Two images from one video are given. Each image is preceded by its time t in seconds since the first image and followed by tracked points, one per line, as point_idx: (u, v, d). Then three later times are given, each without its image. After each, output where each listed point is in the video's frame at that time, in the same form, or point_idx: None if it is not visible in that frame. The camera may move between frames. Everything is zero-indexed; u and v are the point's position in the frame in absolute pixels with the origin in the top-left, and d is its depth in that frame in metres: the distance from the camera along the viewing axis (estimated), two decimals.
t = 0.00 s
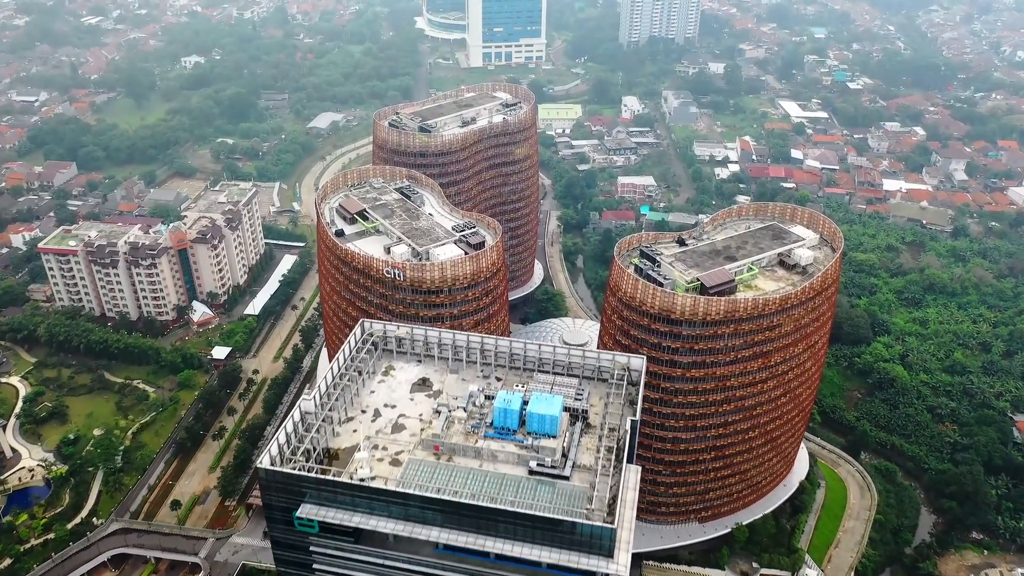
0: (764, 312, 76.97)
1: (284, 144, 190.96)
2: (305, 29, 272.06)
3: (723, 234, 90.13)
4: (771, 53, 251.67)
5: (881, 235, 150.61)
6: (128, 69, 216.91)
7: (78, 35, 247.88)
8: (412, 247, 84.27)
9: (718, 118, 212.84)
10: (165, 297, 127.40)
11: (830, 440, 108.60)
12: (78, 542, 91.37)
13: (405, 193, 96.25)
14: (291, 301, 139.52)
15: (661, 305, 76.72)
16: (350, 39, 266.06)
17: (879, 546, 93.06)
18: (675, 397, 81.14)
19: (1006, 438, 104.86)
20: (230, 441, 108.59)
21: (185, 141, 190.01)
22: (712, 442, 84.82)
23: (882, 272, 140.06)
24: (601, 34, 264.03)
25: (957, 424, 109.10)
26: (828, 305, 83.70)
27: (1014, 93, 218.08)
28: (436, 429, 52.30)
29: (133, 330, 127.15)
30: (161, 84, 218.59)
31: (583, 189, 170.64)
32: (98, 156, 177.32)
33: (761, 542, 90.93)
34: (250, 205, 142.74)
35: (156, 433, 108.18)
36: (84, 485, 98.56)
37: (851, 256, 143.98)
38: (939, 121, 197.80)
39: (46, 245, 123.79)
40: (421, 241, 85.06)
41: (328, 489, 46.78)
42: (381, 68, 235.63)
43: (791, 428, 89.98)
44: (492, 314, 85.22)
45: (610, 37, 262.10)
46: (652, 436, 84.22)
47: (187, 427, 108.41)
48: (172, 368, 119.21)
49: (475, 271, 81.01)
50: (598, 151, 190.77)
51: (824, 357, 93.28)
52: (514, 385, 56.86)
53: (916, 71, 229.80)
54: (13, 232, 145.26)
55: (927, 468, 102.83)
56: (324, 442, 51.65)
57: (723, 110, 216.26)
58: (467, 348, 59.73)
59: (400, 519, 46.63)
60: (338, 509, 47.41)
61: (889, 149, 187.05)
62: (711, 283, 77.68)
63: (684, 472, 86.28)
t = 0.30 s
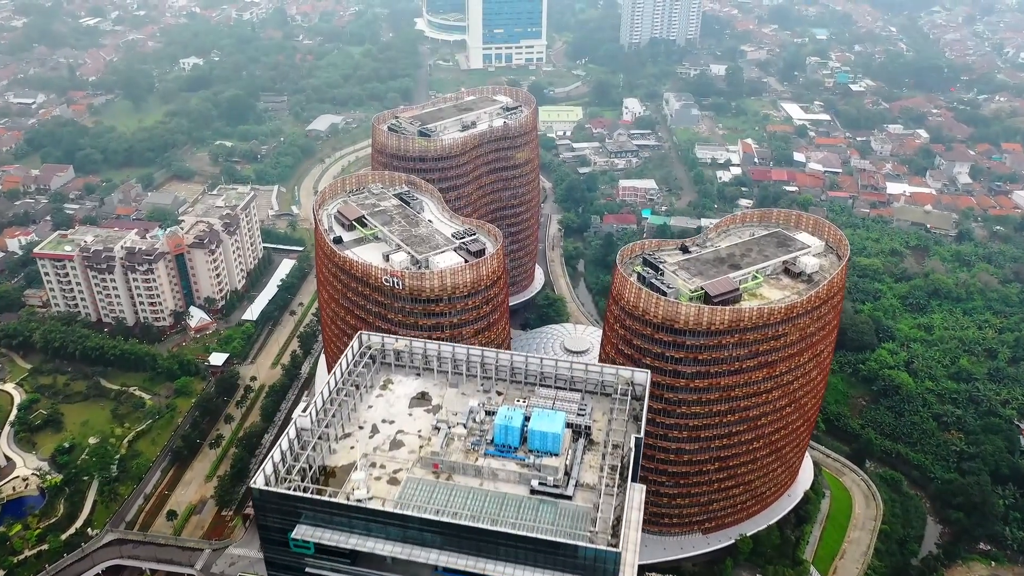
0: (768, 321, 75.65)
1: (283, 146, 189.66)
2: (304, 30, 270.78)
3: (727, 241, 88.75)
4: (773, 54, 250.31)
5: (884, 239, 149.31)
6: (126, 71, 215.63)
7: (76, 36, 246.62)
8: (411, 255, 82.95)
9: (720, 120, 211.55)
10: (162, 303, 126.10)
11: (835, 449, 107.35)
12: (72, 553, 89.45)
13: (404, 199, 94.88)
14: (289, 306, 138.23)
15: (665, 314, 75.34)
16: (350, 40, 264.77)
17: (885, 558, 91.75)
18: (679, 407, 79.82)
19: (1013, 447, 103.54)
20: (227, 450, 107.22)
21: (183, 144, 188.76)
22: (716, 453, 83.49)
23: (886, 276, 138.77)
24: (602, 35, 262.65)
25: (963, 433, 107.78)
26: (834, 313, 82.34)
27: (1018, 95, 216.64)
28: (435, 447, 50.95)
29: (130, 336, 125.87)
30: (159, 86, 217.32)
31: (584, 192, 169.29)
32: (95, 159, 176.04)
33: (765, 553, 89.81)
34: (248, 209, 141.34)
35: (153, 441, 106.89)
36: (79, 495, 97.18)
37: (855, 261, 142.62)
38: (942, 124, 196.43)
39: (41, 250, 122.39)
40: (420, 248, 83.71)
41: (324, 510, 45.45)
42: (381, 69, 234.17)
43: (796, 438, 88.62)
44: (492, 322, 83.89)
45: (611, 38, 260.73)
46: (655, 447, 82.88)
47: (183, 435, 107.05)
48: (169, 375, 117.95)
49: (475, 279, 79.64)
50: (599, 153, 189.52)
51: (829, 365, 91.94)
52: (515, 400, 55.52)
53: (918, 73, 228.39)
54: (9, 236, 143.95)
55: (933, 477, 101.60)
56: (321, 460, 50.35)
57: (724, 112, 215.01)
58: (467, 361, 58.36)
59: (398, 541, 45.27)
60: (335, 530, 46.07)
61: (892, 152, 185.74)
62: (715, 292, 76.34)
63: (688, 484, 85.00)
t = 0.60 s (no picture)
0: (774, 331, 74.32)
1: (281, 149, 188.33)
2: (304, 31, 269.61)
3: (731, 248, 87.41)
4: (774, 56, 249.04)
5: (888, 244, 148.00)
6: (124, 72, 214.34)
7: (75, 37, 245.29)
8: (410, 263, 81.61)
9: (722, 122, 210.23)
10: (159, 308, 124.74)
11: (839, 457, 105.97)
12: (67, 565, 89.08)
13: (403, 205, 93.51)
14: (287, 312, 136.86)
15: (669, 324, 73.99)
16: (349, 41, 263.54)
17: (891, 569, 90.41)
18: (682, 418, 78.45)
19: (1021, 457, 102.17)
20: (224, 458, 105.87)
21: (181, 146, 187.41)
22: (720, 464, 82.14)
23: (890, 281, 137.41)
24: (602, 37, 261.31)
25: (969, 441, 106.42)
26: (840, 322, 81.00)
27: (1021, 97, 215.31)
28: (434, 465, 49.63)
29: (126, 342, 124.49)
30: (157, 87, 215.98)
31: (585, 196, 167.89)
32: (92, 162, 174.71)
33: (770, 565, 88.41)
34: (246, 213, 140.00)
35: (149, 449, 105.42)
36: (74, 505, 95.82)
37: (858, 265, 141.27)
38: (945, 126, 195.08)
39: (37, 255, 121.03)
40: (420, 256, 82.39)
41: (319, 533, 44.04)
42: (380, 71, 232.81)
43: (801, 448, 87.30)
44: (493, 331, 82.52)
45: (612, 39, 259.34)
46: (658, 458, 81.52)
47: (180, 444, 105.71)
48: (165, 382, 116.53)
49: (475, 288, 78.29)
50: (599, 156, 188.16)
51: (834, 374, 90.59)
52: (516, 416, 54.22)
53: (921, 75, 226.97)
54: (4, 240, 142.54)
55: (939, 487, 100.27)
56: (316, 479, 49.04)
57: (726, 114, 213.70)
58: (467, 375, 56.99)
59: (396, 564, 43.88)
60: (330, 552, 44.67)
61: (895, 154, 184.41)
62: (719, 302, 75.00)
63: (692, 495, 83.63)
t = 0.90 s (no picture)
0: (779, 342, 72.95)
1: (280, 152, 186.94)
2: (303, 33, 268.46)
3: (735, 256, 86.06)
4: (776, 58, 247.68)
5: (892, 248, 146.72)
6: (122, 74, 213.02)
7: (73, 39, 243.93)
8: (409, 271, 80.30)
9: (723, 125, 208.92)
10: (155, 314, 123.39)
11: (844, 465, 104.65)
12: None
13: (402, 212, 92.23)
14: (285, 318, 135.55)
15: (672, 334, 72.65)
16: (348, 43, 262.37)
17: None
18: (686, 430, 77.10)
19: None
20: (220, 468, 104.49)
21: (179, 149, 186.02)
22: (724, 476, 80.80)
23: (894, 287, 136.08)
24: (603, 38, 260.02)
25: (976, 450, 105.09)
26: (846, 332, 79.70)
27: None
28: (433, 485, 48.24)
29: (122, 349, 123.13)
30: (155, 89, 214.65)
31: (586, 199, 166.44)
32: (89, 165, 173.30)
33: None
34: (244, 218, 138.63)
35: (144, 458, 103.97)
36: (68, 516, 94.37)
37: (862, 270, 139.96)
38: (949, 129, 193.81)
39: (32, 261, 119.69)
40: (419, 264, 81.06)
41: (314, 556, 42.53)
42: (380, 73, 231.45)
43: (806, 459, 85.96)
44: (493, 340, 81.16)
45: (613, 40, 257.98)
46: (661, 470, 80.21)
47: (176, 453, 104.36)
48: (161, 390, 115.07)
49: (475, 297, 76.90)
50: (600, 159, 186.86)
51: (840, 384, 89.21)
52: (517, 433, 52.89)
53: (924, 77, 225.65)
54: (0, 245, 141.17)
55: (945, 497, 98.91)
56: (312, 499, 47.65)
57: (728, 116, 212.44)
58: (467, 390, 55.62)
59: None
60: None
61: (899, 157, 183.14)
62: (724, 311, 73.70)
63: (695, 507, 82.33)
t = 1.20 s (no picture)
0: (785, 352, 71.58)
1: (278, 154, 185.60)
2: (302, 35, 267.24)
3: (739, 264, 84.73)
4: (777, 59, 246.34)
5: (896, 253, 145.38)
6: (120, 76, 211.69)
7: (71, 40, 242.50)
8: (407, 279, 78.92)
9: (725, 127, 207.57)
10: (152, 320, 122.10)
11: (848, 475, 103.41)
12: None
13: (401, 219, 90.90)
14: (283, 323, 134.27)
15: (676, 344, 71.28)
16: (348, 44, 260.95)
17: None
18: (690, 441, 75.76)
19: None
20: (217, 477, 103.19)
21: (177, 152, 184.63)
22: (729, 488, 79.49)
23: (899, 292, 134.73)
24: (604, 39, 258.62)
25: (982, 459, 103.69)
26: (852, 341, 78.32)
27: None
28: (432, 505, 46.88)
29: (118, 355, 121.81)
30: (153, 92, 213.24)
31: (587, 203, 165.08)
32: (86, 168, 171.96)
33: None
34: (242, 222, 137.35)
35: (140, 468, 102.60)
36: (62, 526, 92.98)
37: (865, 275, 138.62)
38: (952, 132, 192.44)
39: (27, 267, 118.30)
40: (418, 273, 79.70)
41: None
42: (379, 75, 230.06)
43: (812, 470, 84.63)
44: (493, 350, 79.78)
45: (614, 41, 256.60)
46: (664, 482, 78.93)
47: (172, 462, 103.08)
48: (158, 397, 113.74)
49: (475, 306, 75.52)
50: (601, 162, 185.49)
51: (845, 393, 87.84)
52: (518, 450, 51.51)
53: (927, 79, 224.28)
54: None
55: (952, 507, 97.57)
56: (307, 520, 46.28)
57: (730, 118, 211.06)
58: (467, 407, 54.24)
59: None
60: None
61: (902, 160, 181.86)
62: (728, 322, 72.37)
63: (699, 519, 81.03)
